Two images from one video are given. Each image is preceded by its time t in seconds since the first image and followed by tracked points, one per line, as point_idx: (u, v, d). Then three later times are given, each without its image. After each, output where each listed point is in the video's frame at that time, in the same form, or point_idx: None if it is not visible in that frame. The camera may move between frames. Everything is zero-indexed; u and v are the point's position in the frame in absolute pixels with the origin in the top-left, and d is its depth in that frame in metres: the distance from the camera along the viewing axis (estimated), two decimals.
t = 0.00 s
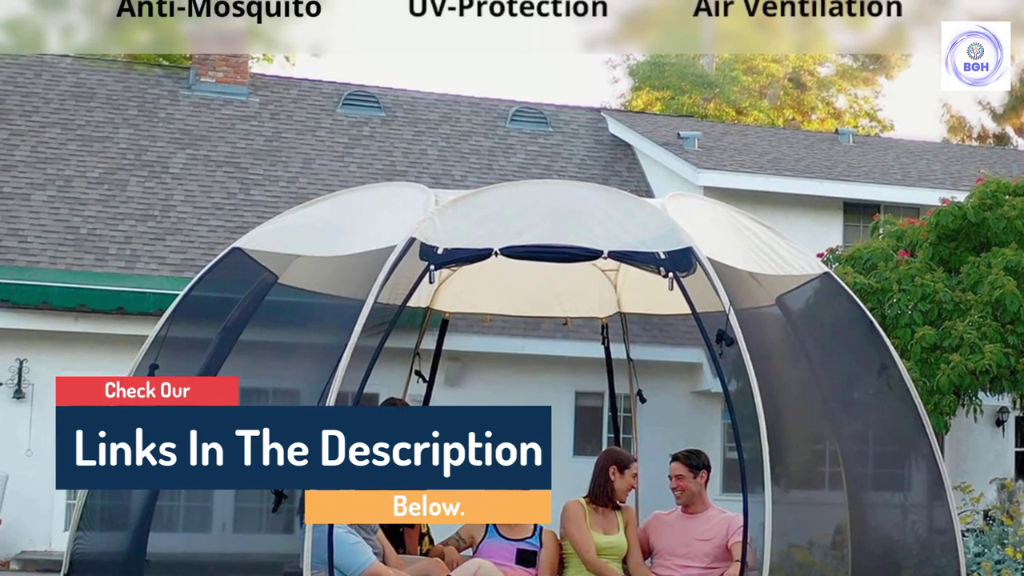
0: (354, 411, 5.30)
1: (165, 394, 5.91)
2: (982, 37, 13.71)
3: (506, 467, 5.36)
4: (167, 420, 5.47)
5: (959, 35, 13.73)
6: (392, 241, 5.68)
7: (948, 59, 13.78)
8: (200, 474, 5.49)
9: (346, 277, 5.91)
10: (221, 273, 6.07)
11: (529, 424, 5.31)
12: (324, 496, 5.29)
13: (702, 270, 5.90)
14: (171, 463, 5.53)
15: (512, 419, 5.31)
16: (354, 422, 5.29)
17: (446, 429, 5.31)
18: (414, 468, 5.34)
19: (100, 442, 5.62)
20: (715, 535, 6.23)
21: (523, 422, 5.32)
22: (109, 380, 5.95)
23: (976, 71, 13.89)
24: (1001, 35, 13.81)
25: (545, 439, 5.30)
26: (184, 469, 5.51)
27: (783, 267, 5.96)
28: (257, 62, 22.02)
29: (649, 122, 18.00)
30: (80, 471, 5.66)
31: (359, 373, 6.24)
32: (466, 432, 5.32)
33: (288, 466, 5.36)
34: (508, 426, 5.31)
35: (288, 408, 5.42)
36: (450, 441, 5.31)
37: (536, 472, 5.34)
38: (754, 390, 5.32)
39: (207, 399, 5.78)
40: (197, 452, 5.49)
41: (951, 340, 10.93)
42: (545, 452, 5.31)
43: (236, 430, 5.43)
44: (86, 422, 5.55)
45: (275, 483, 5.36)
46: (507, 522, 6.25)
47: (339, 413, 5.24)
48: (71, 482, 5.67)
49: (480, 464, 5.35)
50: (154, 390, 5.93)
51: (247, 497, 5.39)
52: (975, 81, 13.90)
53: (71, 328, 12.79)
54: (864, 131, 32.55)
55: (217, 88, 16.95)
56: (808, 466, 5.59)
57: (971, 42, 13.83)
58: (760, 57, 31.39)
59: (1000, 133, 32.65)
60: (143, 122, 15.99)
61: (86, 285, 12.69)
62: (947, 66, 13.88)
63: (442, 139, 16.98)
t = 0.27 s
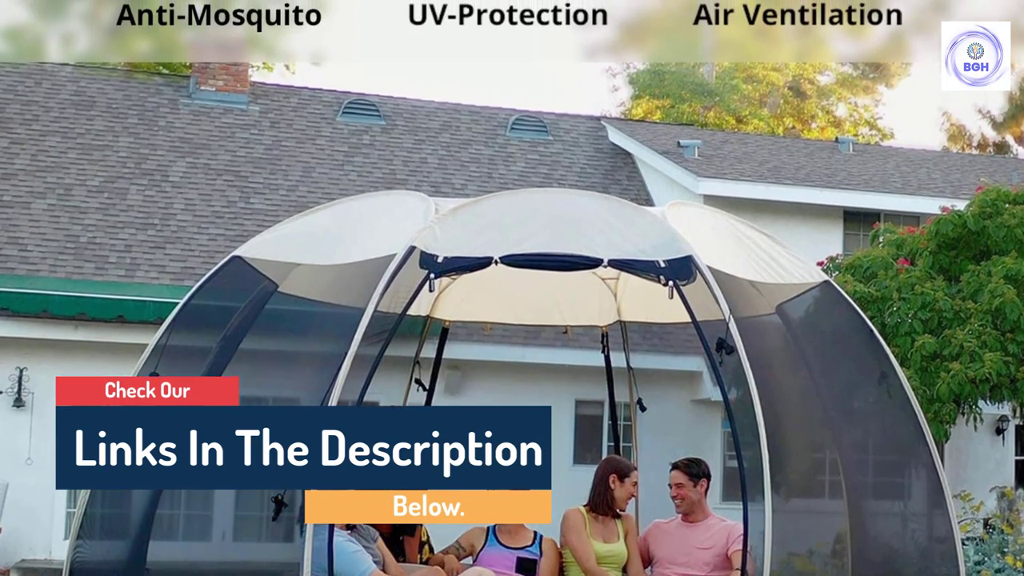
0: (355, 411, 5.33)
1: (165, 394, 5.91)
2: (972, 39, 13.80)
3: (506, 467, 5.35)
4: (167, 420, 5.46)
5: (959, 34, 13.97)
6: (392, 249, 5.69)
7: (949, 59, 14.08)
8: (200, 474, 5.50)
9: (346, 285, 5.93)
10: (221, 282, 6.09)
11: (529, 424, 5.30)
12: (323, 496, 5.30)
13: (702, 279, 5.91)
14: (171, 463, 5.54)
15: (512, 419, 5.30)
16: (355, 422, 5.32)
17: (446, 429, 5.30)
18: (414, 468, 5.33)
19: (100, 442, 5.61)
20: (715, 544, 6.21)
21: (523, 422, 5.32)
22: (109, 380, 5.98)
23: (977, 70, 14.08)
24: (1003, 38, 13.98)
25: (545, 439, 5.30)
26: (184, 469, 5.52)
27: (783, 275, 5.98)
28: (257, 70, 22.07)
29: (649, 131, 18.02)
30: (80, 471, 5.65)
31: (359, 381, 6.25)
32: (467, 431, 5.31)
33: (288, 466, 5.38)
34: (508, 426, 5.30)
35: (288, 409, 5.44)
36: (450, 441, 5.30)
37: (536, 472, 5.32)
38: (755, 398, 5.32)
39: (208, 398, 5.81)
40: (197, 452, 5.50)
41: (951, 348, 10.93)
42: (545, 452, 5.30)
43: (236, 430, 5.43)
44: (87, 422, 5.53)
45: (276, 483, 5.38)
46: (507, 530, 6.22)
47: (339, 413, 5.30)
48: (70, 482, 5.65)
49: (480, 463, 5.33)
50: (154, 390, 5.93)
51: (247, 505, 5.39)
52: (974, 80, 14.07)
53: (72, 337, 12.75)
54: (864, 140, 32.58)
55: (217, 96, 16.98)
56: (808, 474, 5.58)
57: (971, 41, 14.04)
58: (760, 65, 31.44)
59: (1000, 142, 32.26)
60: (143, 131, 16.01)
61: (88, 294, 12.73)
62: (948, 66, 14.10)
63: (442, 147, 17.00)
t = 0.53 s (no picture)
0: (356, 411, 5.34)
1: (166, 394, 5.94)
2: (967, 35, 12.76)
3: (506, 467, 5.38)
4: (167, 420, 5.47)
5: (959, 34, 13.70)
6: (392, 258, 5.74)
7: (948, 59, 13.86)
8: (200, 474, 5.51)
9: (346, 294, 5.94)
10: (221, 290, 6.08)
11: (529, 424, 5.33)
12: (324, 496, 5.31)
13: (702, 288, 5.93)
14: (171, 463, 5.54)
15: (512, 420, 5.33)
16: (355, 422, 5.33)
17: (446, 429, 5.33)
18: (414, 468, 5.35)
19: (100, 442, 5.60)
20: (715, 552, 6.20)
21: (522, 422, 5.34)
22: (109, 380, 6.04)
23: (976, 70, 13.91)
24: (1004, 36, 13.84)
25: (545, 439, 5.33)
26: (184, 469, 5.52)
27: (784, 283, 5.98)
28: (257, 78, 22.09)
29: (649, 139, 18.04)
30: (80, 472, 5.64)
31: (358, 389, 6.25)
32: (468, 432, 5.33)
33: (288, 465, 5.39)
34: (508, 426, 5.33)
35: (289, 409, 5.46)
36: (451, 441, 5.33)
37: (536, 472, 5.35)
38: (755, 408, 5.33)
39: (208, 397, 5.86)
40: (197, 452, 5.50)
41: (950, 356, 10.94)
42: (545, 452, 5.34)
43: (236, 430, 5.44)
44: (87, 424, 5.53)
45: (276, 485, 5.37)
46: (507, 539, 6.23)
47: (340, 413, 5.30)
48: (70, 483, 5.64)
49: (480, 463, 5.36)
50: (154, 390, 5.94)
51: (247, 514, 5.36)
52: (976, 81, 13.88)
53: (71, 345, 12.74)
54: (864, 148, 32.62)
55: (217, 104, 16.99)
56: (808, 482, 5.59)
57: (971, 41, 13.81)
58: (760, 74, 31.47)
59: (1000, 149, 32.15)
60: (143, 139, 16.03)
61: (88, 302, 12.59)
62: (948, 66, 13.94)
63: (442, 155, 17.02)
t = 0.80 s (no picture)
0: (354, 411, 5.30)
1: (165, 393, 5.98)
2: (982, 37, 12.08)
3: (506, 467, 5.36)
4: (166, 420, 5.46)
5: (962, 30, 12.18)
6: (392, 264, 5.68)
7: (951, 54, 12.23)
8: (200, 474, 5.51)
9: (346, 301, 5.88)
10: (221, 298, 6.10)
11: (529, 424, 5.32)
12: (324, 496, 5.30)
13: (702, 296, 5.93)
14: (171, 463, 5.53)
15: (513, 419, 5.31)
16: (354, 422, 5.30)
17: (446, 429, 5.32)
18: (414, 468, 5.34)
19: (100, 442, 5.60)
20: (715, 559, 6.19)
21: (523, 422, 5.33)
22: (109, 380, 6.10)
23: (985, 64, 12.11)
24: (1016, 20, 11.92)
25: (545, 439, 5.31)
26: (184, 469, 5.53)
27: (784, 291, 6.01)
28: (257, 85, 22.11)
29: (649, 147, 18.05)
30: (80, 471, 5.64)
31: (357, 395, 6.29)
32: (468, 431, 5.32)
33: (288, 465, 5.39)
34: (508, 426, 5.31)
35: (288, 409, 5.44)
36: (450, 441, 5.32)
37: (536, 472, 5.33)
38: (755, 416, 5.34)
39: (209, 397, 5.91)
40: (197, 452, 5.50)
41: (950, 364, 10.93)
42: (545, 452, 5.31)
43: (236, 430, 5.44)
44: (87, 424, 5.54)
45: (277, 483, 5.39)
46: (507, 547, 6.09)
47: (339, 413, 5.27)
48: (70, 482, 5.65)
49: (480, 463, 5.34)
50: (154, 390, 5.98)
51: (247, 522, 5.47)
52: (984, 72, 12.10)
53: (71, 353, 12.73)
54: (864, 156, 32.63)
55: (217, 112, 17.01)
56: (809, 490, 5.59)
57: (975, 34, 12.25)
58: (760, 82, 31.48)
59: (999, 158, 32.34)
60: (143, 147, 16.05)
61: (88, 309, 12.65)
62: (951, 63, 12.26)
63: (442, 163, 17.04)
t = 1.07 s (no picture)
0: (354, 411, 5.33)
1: (165, 393, 5.99)
2: (982, 36, 12.13)
3: (506, 467, 5.36)
4: (167, 420, 5.46)
5: (959, 34, 12.10)
6: (392, 272, 5.71)
7: (948, 58, 12.29)
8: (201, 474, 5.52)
9: (346, 307, 5.91)
10: (221, 305, 6.12)
11: (529, 424, 5.33)
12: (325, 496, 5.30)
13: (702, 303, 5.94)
14: (171, 463, 5.54)
15: (513, 420, 5.33)
16: (354, 422, 5.32)
17: (446, 429, 5.33)
18: (414, 468, 5.35)
19: (100, 442, 5.60)
20: (714, 567, 6.20)
21: (523, 422, 5.34)
22: (109, 380, 6.16)
23: (975, 70, 12.29)
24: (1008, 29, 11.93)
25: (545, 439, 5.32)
26: (184, 469, 5.53)
27: (785, 299, 6.00)
28: (257, 92, 22.11)
29: (649, 155, 18.07)
30: (80, 471, 5.63)
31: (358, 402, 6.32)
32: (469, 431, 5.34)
33: (288, 466, 5.39)
34: (508, 425, 5.33)
35: (289, 409, 5.46)
36: (451, 441, 5.33)
37: (536, 472, 5.34)
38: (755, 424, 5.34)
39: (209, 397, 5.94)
40: (197, 452, 5.50)
41: (950, 372, 10.93)
42: (546, 452, 5.32)
43: (236, 430, 5.44)
44: (88, 423, 5.55)
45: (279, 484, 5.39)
46: (507, 554, 6.09)
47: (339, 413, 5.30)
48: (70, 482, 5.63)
49: (480, 463, 5.35)
50: (154, 390, 6.00)
51: (248, 529, 5.41)
52: (974, 82, 12.24)
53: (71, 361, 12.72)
54: (864, 163, 32.67)
55: (217, 120, 17.01)
56: (809, 497, 5.60)
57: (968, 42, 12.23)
58: (760, 90, 31.53)
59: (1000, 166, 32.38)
60: (143, 154, 16.06)
61: (87, 317, 12.66)
62: (946, 66, 12.33)
63: (442, 171, 17.06)
